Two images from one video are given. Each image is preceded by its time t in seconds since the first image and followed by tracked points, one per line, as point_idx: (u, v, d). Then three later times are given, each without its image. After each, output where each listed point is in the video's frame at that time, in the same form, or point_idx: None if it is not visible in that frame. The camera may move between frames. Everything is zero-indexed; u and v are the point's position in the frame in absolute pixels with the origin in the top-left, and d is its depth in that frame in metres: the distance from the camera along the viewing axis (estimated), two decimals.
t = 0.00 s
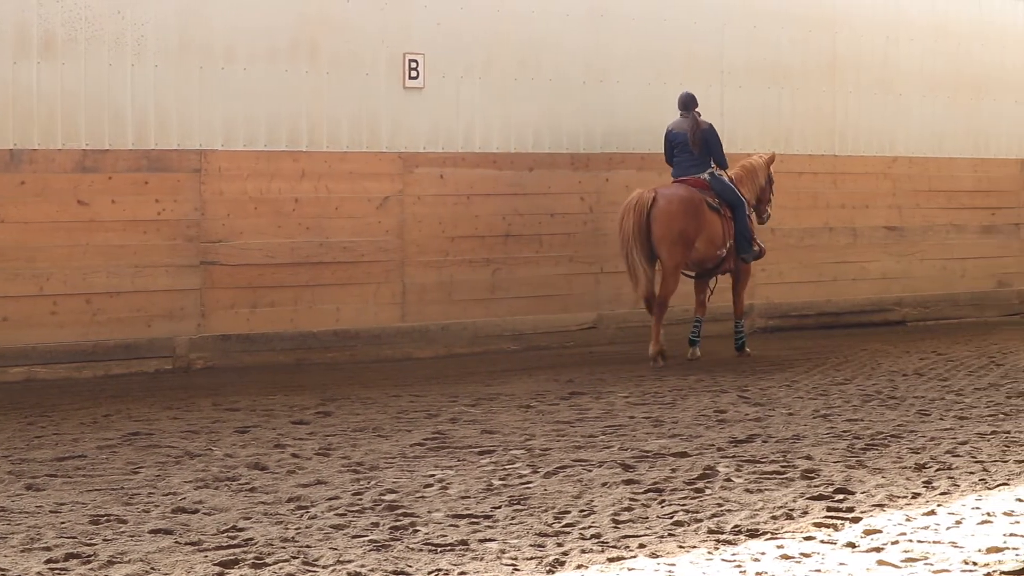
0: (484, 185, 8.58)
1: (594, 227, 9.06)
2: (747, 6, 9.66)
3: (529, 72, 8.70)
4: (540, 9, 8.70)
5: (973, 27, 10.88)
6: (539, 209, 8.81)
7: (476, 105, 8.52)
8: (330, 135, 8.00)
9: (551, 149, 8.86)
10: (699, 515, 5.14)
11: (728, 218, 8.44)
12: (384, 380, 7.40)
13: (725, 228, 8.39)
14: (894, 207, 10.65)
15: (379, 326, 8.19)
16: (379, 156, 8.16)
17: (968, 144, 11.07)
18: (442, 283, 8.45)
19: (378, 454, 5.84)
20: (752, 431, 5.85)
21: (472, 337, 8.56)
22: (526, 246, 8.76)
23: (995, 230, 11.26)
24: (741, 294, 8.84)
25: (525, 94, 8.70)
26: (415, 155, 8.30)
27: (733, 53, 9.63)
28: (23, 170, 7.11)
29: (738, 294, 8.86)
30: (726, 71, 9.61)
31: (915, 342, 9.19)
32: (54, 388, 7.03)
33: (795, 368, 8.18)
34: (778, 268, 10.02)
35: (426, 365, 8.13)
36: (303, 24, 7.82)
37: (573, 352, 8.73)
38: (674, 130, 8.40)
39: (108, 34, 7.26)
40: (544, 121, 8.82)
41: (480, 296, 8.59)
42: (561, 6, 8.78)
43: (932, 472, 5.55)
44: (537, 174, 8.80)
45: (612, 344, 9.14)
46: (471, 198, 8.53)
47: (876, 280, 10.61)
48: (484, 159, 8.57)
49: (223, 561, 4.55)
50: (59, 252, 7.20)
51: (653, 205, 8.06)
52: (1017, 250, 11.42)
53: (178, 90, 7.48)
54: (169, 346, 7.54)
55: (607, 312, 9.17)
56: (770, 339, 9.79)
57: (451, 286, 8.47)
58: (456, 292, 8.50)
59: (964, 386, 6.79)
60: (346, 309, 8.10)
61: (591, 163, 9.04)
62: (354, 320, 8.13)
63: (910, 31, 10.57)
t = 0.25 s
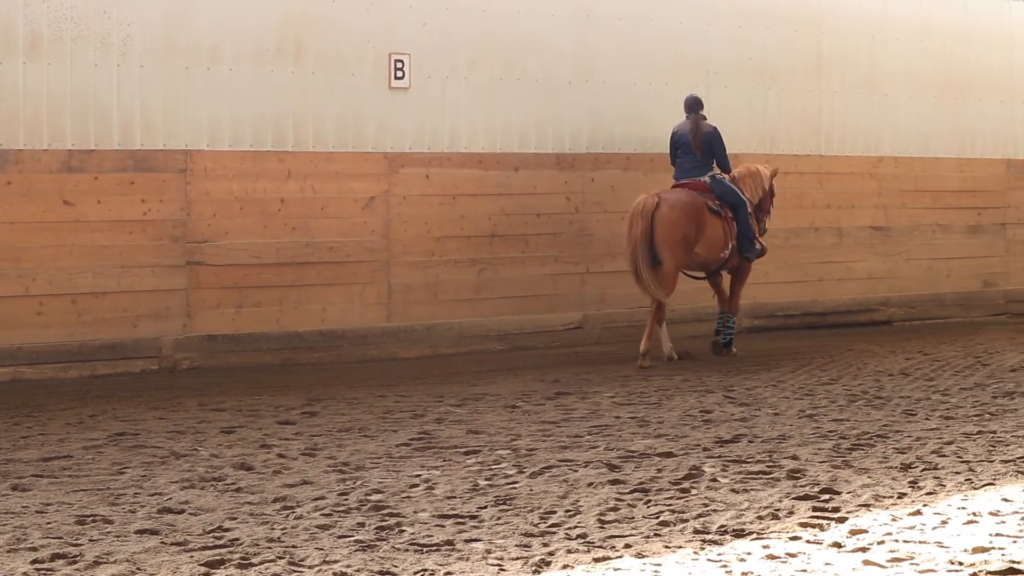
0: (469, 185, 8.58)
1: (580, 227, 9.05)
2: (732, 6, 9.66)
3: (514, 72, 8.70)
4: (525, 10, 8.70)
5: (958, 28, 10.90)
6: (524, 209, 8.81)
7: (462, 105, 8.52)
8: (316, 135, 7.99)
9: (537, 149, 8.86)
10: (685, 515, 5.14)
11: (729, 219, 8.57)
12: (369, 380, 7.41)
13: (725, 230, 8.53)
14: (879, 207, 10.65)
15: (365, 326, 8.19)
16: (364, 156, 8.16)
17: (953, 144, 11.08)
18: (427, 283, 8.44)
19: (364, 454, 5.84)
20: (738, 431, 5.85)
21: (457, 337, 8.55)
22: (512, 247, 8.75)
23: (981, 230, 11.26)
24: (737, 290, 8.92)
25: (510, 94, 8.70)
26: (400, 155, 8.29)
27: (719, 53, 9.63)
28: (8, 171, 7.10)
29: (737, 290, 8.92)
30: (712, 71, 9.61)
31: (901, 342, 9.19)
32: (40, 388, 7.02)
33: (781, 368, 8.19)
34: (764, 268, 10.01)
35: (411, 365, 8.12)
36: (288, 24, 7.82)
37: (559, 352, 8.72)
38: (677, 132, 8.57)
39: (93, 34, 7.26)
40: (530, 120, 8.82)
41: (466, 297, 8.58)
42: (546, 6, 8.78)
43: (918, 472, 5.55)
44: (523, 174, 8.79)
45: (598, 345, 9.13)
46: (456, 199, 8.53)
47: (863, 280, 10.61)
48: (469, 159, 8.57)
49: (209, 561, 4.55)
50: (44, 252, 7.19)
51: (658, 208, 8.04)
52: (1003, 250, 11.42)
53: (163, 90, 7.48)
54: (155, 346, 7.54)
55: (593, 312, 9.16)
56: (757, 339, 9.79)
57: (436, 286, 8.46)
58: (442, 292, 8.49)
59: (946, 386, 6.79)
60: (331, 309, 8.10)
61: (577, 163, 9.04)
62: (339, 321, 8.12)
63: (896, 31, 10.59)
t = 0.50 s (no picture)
0: (457, 185, 8.58)
1: (567, 228, 9.06)
2: (720, 6, 9.66)
3: (502, 72, 8.70)
4: (513, 10, 8.70)
5: (946, 28, 10.92)
6: (512, 210, 8.81)
7: (449, 105, 8.51)
8: (303, 135, 7.99)
9: (524, 150, 8.85)
10: (673, 515, 5.14)
11: (731, 217, 8.68)
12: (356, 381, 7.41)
13: (727, 227, 8.64)
14: (867, 207, 10.65)
15: (352, 327, 8.19)
16: (351, 156, 8.15)
17: (941, 144, 11.08)
18: (414, 283, 8.44)
19: (352, 454, 5.84)
20: (726, 431, 5.86)
21: (444, 337, 8.56)
22: (499, 247, 8.76)
23: (969, 231, 11.26)
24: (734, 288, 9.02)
25: (498, 94, 8.70)
26: (388, 155, 8.29)
27: (707, 53, 9.63)
28: None
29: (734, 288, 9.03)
30: (699, 71, 9.61)
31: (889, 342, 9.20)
32: (28, 389, 7.02)
33: (770, 368, 8.19)
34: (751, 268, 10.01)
35: (399, 366, 8.12)
36: (275, 25, 7.82)
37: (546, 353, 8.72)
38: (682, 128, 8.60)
39: (81, 35, 7.27)
40: (518, 120, 8.82)
41: (453, 297, 8.58)
42: (534, 6, 8.79)
43: (905, 472, 5.56)
44: (510, 175, 8.79)
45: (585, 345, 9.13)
46: (444, 199, 8.53)
47: (851, 280, 10.61)
48: (457, 159, 8.57)
49: (197, 561, 4.54)
50: (32, 252, 7.19)
51: (666, 205, 8.27)
52: (990, 250, 11.42)
53: (151, 90, 7.48)
54: (143, 347, 7.54)
55: (581, 312, 9.17)
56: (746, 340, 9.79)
57: (424, 286, 8.46)
58: (429, 293, 8.49)
59: (931, 385, 6.79)
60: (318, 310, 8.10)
61: (565, 163, 9.04)
62: (326, 321, 8.12)
63: (884, 31, 10.60)
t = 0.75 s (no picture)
0: (443, 185, 8.57)
1: (554, 228, 9.06)
2: (707, 6, 9.66)
3: (489, 72, 8.70)
4: (500, 10, 8.71)
5: (932, 28, 10.93)
6: (498, 209, 8.81)
7: (436, 105, 8.51)
8: (290, 134, 7.99)
9: (510, 149, 8.85)
10: (659, 515, 5.14)
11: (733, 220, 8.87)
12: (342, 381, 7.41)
13: (729, 230, 8.83)
14: (853, 207, 10.65)
15: (338, 327, 8.19)
16: (338, 156, 8.15)
17: (928, 144, 11.08)
18: (400, 283, 8.43)
19: (338, 454, 5.84)
20: (713, 431, 5.85)
21: (431, 337, 8.56)
22: (486, 247, 8.76)
23: (955, 230, 11.26)
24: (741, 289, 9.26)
25: (485, 94, 8.70)
26: (374, 155, 8.29)
27: (693, 52, 9.63)
28: None
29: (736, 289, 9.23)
30: (685, 71, 9.61)
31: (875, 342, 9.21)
32: (15, 389, 7.02)
33: (757, 368, 8.20)
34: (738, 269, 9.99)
35: (384, 366, 8.11)
36: (262, 25, 7.82)
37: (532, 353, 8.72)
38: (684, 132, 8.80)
39: (67, 35, 7.27)
40: (505, 120, 8.81)
41: (439, 297, 8.58)
42: (520, 6, 8.79)
43: (892, 472, 5.56)
44: (496, 175, 8.79)
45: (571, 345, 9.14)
46: (430, 199, 8.52)
47: (838, 280, 10.61)
48: (443, 159, 8.56)
49: (183, 562, 4.54)
50: (18, 253, 7.19)
51: (672, 210, 8.41)
52: (977, 250, 11.43)
53: (138, 91, 7.48)
54: (130, 347, 7.54)
55: (567, 312, 9.17)
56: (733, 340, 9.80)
57: (410, 286, 8.46)
58: (415, 293, 8.49)
59: (916, 384, 6.77)
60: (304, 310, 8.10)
61: (551, 163, 9.03)
62: (312, 321, 8.12)
63: (871, 31, 10.60)
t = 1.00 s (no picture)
0: (428, 185, 8.56)
1: (539, 228, 9.06)
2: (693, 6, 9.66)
3: (475, 71, 8.70)
4: (486, 10, 8.71)
5: (918, 28, 10.96)
6: (484, 209, 8.81)
7: (421, 105, 8.51)
8: (275, 134, 7.99)
9: (496, 149, 8.85)
10: (645, 515, 5.15)
11: (736, 218, 9.00)
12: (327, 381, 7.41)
13: (732, 228, 8.96)
14: (839, 206, 10.64)
15: (323, 327, 8.18)
16: (323, 156, 8.14)
17: (914, 143, 11.09)
18: (385, 283, 8.43)
19: (324, 454, 5.84)
20: (698, 431, 5.85)
21: (416, 337, 8.56)
22: (471, 247, 8.75)
23: (941, 230, 11.26)
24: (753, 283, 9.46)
25: (471, 94, 8.70)
26: (360, 156, 8.28)
27: (679, 52, 9.63)
28: None
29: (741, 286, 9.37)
30: (671, 71, 9.61)
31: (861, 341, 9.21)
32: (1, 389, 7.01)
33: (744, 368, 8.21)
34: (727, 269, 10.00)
35: (369, 367, 8.11)
36: (247, 25, 7.83)
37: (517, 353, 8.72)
38: (688, 133, 9.04)
39: (53, 35, 7.26)
40: (491, 120, 8.81)
41: (424, 297, 8.57)
42: (506, 6, 8.80)
43: (877, 472, 5.56)
44: (482, 175, 8.79)
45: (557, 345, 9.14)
46: (416, 199, 8.52)
47: (825, 280, 10.62)
48: (429, 159, 8.55)
49: (169, 562, 4.54)
50: (4, 253, 7.18)
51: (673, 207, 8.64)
52: (962, 250, 11.43)
53: (124, 91, 7.49)
54: (115, 347, 7.54)
55: (553, 313, 9.17)
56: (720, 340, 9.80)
57: (395, 287, 8.46)
58: (401, 293, 8.49)
59: (902, 385, 6.72)
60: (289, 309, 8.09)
61: (537, 163, 9.03)
62: (297, 321, 8.11)
63: (857, 30, 10.62)
